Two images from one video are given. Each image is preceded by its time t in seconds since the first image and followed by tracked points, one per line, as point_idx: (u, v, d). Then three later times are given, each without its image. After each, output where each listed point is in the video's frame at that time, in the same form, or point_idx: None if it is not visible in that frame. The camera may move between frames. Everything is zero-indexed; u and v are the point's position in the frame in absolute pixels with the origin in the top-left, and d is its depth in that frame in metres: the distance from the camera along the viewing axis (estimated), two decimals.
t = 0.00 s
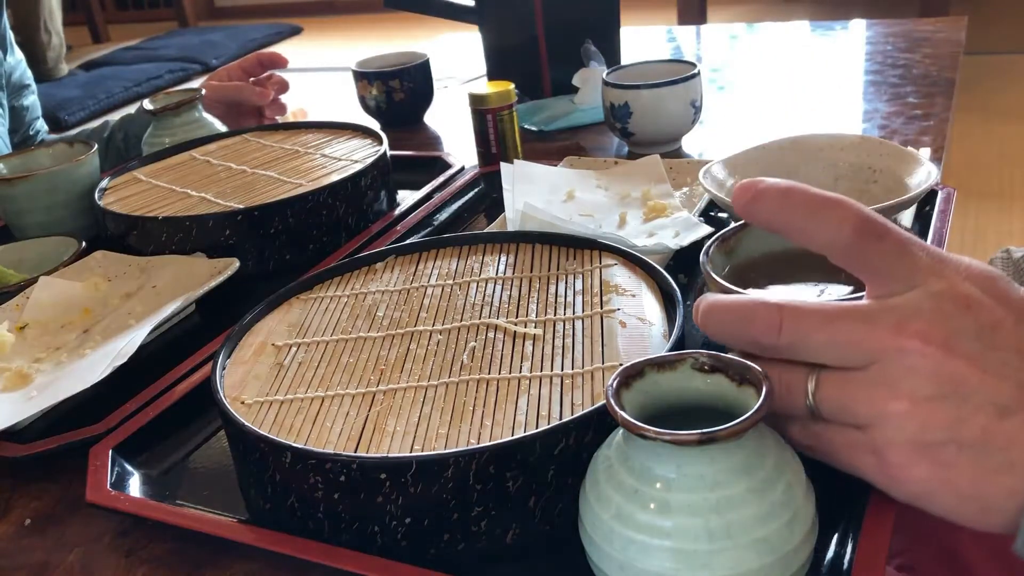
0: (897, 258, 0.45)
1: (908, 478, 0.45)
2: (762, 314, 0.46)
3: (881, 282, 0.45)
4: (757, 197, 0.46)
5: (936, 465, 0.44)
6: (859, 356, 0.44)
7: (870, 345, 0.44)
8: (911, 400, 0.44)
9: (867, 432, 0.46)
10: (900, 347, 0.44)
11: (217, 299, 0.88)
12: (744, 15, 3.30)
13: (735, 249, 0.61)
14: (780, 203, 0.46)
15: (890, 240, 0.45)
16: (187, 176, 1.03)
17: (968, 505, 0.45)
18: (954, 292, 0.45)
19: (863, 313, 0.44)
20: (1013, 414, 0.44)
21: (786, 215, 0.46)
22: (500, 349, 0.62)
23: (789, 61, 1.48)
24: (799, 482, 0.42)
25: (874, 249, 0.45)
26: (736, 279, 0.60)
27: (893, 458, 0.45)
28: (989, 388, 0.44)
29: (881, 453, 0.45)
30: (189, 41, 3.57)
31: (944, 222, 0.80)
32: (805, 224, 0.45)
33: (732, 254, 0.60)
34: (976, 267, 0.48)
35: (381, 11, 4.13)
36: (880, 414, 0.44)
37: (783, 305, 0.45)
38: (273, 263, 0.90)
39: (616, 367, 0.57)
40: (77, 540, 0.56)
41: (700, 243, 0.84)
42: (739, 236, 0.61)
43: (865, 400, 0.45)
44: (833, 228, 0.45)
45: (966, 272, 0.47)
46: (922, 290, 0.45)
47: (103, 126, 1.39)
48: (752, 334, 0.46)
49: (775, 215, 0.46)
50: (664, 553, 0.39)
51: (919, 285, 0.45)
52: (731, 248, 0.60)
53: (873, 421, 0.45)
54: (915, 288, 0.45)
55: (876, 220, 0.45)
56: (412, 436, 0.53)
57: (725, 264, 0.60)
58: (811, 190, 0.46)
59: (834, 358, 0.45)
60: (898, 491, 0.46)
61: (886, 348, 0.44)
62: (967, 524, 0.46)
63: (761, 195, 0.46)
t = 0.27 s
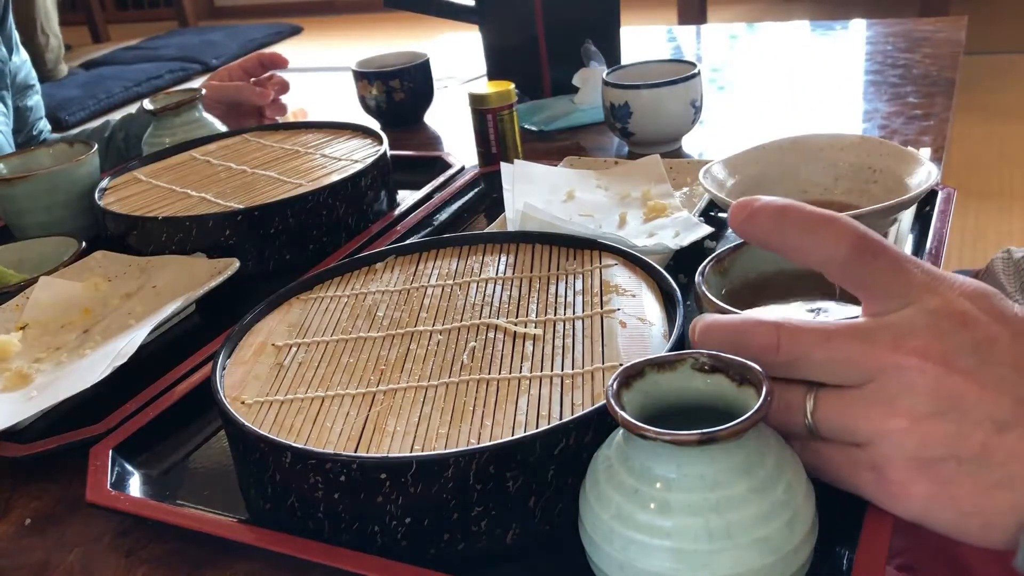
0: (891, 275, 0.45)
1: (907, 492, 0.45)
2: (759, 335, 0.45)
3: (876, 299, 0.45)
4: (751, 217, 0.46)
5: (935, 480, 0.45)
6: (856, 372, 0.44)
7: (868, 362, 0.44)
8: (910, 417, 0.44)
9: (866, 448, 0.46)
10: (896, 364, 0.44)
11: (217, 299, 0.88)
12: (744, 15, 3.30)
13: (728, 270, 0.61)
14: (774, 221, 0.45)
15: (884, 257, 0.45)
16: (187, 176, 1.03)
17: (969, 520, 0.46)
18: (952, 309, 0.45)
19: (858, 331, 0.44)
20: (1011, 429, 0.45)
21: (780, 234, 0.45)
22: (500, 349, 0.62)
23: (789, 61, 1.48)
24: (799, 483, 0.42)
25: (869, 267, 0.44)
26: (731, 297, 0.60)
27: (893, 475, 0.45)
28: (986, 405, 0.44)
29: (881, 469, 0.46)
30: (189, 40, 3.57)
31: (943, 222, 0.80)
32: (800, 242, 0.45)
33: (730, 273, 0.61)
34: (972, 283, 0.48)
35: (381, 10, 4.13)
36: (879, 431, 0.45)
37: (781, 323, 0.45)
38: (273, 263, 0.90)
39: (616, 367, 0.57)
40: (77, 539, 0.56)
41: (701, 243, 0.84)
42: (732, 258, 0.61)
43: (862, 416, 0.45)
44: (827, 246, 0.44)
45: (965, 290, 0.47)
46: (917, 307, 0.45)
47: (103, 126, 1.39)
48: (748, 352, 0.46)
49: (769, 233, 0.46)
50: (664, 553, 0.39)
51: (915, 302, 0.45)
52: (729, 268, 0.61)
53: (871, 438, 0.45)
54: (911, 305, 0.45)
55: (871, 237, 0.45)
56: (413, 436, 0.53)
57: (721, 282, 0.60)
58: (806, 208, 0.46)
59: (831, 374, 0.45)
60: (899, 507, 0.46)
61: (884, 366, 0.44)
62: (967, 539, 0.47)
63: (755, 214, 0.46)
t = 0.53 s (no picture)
0: (885, 278, 0.45)
1: (904, 494, 0.45)
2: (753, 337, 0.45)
3: (869, 301, 0.45)
4: (745, 221, 0.46)
5: (930, 482, 0.45)
6: (850, 373, 0.44)
7: (861, 363, 0.44)
8: (903, 417, 0.44)
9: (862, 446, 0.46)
10: (890, 366, 0.44)
11: (217, 299, 0.88)
12: (744, 15, 3.30)
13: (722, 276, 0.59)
14: (768, 225, 0.46)
15: (877, 259, 0.45)
16: (187, 176, 1.03)
17: (966, 521, 0.45)
18: (944, 310, 0.45)
19: (853, 333, 0.44)
20: (1004, 429, 0.45)
21: (774, 237, 0.46)
22: (500, 349, 0.62)
23: (789, 61, 1.48)
24: (799, 483, 0.42)
25: (863, 269, 0.45)
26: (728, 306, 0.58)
27: (888, 476, 0.45)
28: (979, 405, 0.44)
29: (876, 471, 0.46)
30: (189, 40, 3.57)
31: (944, 222, 0.80)
32: (794, 245, 0.45)
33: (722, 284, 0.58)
34: (962, 285, 0.48)
35: (381, 10, 4.13)
36: (874, 432, 0.45)
37: (775, 325, 0.45)
38: (273, 263, 0.90)
39: (616, 367, 0.57)
40: (77, 540, 0.56)
41: (701, 243, 0.84)
42: (726, 263, 0.59)
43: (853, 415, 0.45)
44: (821, 249, 0.45)
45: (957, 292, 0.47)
46: (910, 309, 0.45)
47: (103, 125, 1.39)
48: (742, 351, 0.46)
49: (763, 238, 0.46)
50: (664, 553, 0.39)
51: (908, 304, 0.45)
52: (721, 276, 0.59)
53: (866, 439, 0.45)
54: (903, 307, 0.45)
55: (864, 240, 0.45)
56: (413, 436, 0.53)
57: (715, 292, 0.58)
58: (799, 210, 0.46)
59: (825, 374, 0.45)
60: (897, 508, 0.46)
61: (877, 366, 0.44)
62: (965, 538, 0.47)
63: (749, 218, 0.46)
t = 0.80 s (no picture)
0: (884, 277, 0.45)
1: (904, 494, 0.45)
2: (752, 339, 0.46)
3: (868, 300, 0.45)
4: (745, 221, 0.46)
5: (930, 482, 0.45)
6: (850, 372, 0.45)
7: (861, 362, 0.44)
8: (902, 416, 0.44)
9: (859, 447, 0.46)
10: (889, 365, 0.44)
11: (217, 299, 0.88)
12: (744, 15, 3.30)
13: (719, 274, 0.59)
14: (769, 225, 0.46)
15: (876, 259, 0.45)
16: (187, 176, 1.03)
17: (964, 520, 0.46)
18: (941, 309, 0.46)
19: (852, 332, 0.45)
20: (1001, 427, 0.45)
21: (775, 237, 0.46)
22: (500, 349, 0.62)
23: (789, 61, 1.48)
24: (799, 483, 0.42)
25: (863, 268, 0.45)
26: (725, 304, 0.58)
27: (888, 475, 0.45)
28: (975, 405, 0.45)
29: (875, 469, 0.46)
30: (189, 40, 3.57)
31: (944, 222, 0.80)
32: (794, 245, 0.45)
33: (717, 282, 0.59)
34: (957, 285, 0.48)
35: (381, 10, 4.13)
36: (873, 430, 0.45)
37: (773, 326, 0.46)
38: (273, 263, 0.90)
39: (616, 367, 0.57)
40: (77, 540, 0.56)
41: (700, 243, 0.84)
42: (722, 262, 0.59)
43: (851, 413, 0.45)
44: (822, 248, 0.45)
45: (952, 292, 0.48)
46: (908, 308, 0.45)
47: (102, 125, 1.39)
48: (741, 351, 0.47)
49: (763, 237, 0.46)
50: (664, 554, 0.39)
51: (906, 302, 0.45)
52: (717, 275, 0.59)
53: (865, 437, 0.45)
54: (901, 306, 0.45)
55: (864, 239, 0.45)
56: (413, 436, 0.53)
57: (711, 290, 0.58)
58: (799, 210, 0.46)
59: (825, 373, 0.45)
60: (897, 507, 0.46)
61: (877, 365, 0.44)
62: (964, 538, 0.47)
63: (749, 218, 0.46)
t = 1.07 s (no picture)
0: (884, 278, 0.45)
1: (904, 495, 0.45)
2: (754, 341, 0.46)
3: (869, 300, 0.46)
4: (747, 221, 0.47)
5: (930, 483, 0.45)
6: (851, 372, 0.45)
7: (861, 362, 0.44)
8: (903, 417, 0.44)
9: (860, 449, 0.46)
10: (890, 365, 0.44)
11: (217, 299, 0.88)
12: (744, 15, 3.30)
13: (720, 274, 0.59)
14: (770, 225, 0.46)
15: (877, 259, 0.45)
16: (186, 176, 1.03)
17: (963, 520, 0.46)
18: (941, 310, 0.46)
19: (852, 332, 0.45)
20: (1001, 427, 0.45)
21: (776, 236, 0.46)
22: (500, 349, 0.62)
23: (789, 61, 1.48)
24: (799, 484, 0.42)
25: (864, 269, 0.45)
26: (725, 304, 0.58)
27: (888, 475, 0.45)
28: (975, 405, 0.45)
29: (876, 469, 0.46)
30: (188, 40, 3.57)
31: (944, 222, 0.80)
32: (795, 245, 0.46)
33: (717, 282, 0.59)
34: (958, 287, 0.49)
35: (380, 10, 4.13)
36: (874, 430, 0.45)
37: (774, 327, 0.46)
38: (273, 263, 0.90)
39: (616, 367, 0.57)
40: (77, 540, 0.56)
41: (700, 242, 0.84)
42: (722, 262, 0.59)
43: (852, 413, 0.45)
44: (823, 248, 0.45)
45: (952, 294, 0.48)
46: (908, 308, 0.45)
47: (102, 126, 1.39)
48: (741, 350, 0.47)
49: (765, 236, 0.46)
50: (664, 554, 0.39)
51: (906, 303, 0.45)
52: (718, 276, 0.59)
53: (865, 438, 0.45)
54: (901, 307, 0.46)
55: (865, 240, 0.46)
56: (413, 436, 0.53)
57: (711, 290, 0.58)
58: (800, 211, 0.47)
59: (825, 373, 0.45)
60: (897, 508, 0.46)
61: (877, 365, 0.44)
62: (963, 538, 0.47)
63: (750, 218, 0.47)
